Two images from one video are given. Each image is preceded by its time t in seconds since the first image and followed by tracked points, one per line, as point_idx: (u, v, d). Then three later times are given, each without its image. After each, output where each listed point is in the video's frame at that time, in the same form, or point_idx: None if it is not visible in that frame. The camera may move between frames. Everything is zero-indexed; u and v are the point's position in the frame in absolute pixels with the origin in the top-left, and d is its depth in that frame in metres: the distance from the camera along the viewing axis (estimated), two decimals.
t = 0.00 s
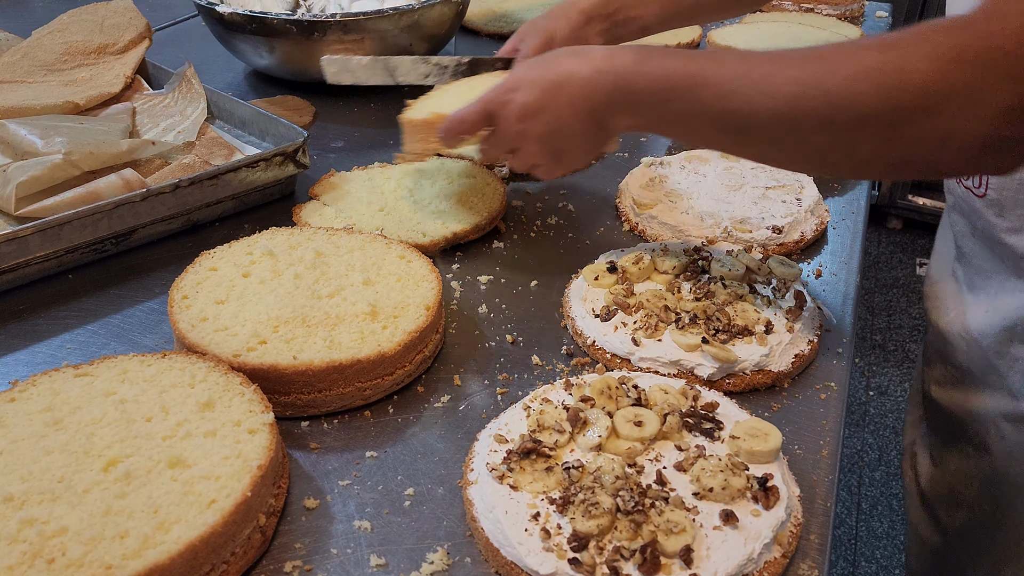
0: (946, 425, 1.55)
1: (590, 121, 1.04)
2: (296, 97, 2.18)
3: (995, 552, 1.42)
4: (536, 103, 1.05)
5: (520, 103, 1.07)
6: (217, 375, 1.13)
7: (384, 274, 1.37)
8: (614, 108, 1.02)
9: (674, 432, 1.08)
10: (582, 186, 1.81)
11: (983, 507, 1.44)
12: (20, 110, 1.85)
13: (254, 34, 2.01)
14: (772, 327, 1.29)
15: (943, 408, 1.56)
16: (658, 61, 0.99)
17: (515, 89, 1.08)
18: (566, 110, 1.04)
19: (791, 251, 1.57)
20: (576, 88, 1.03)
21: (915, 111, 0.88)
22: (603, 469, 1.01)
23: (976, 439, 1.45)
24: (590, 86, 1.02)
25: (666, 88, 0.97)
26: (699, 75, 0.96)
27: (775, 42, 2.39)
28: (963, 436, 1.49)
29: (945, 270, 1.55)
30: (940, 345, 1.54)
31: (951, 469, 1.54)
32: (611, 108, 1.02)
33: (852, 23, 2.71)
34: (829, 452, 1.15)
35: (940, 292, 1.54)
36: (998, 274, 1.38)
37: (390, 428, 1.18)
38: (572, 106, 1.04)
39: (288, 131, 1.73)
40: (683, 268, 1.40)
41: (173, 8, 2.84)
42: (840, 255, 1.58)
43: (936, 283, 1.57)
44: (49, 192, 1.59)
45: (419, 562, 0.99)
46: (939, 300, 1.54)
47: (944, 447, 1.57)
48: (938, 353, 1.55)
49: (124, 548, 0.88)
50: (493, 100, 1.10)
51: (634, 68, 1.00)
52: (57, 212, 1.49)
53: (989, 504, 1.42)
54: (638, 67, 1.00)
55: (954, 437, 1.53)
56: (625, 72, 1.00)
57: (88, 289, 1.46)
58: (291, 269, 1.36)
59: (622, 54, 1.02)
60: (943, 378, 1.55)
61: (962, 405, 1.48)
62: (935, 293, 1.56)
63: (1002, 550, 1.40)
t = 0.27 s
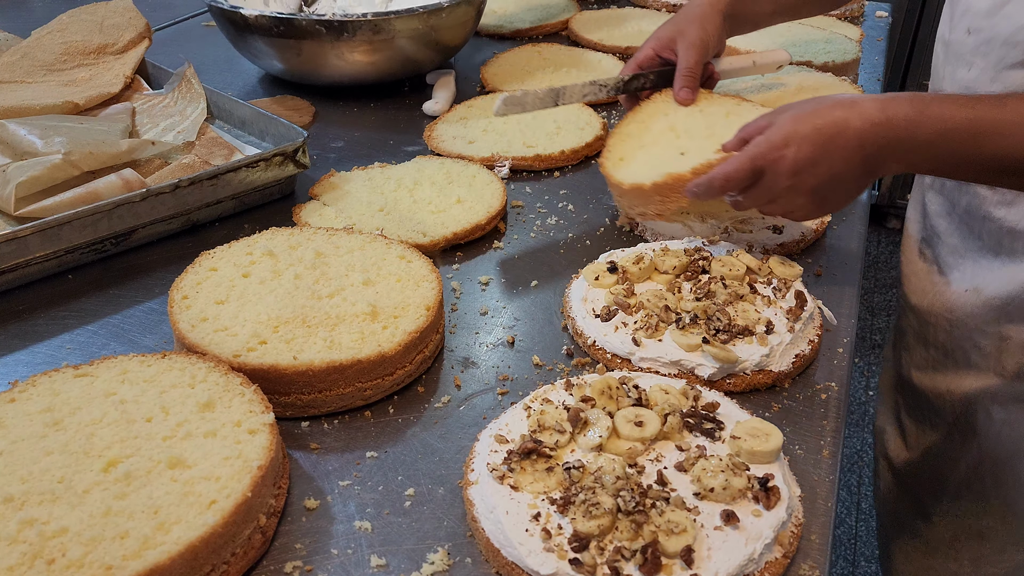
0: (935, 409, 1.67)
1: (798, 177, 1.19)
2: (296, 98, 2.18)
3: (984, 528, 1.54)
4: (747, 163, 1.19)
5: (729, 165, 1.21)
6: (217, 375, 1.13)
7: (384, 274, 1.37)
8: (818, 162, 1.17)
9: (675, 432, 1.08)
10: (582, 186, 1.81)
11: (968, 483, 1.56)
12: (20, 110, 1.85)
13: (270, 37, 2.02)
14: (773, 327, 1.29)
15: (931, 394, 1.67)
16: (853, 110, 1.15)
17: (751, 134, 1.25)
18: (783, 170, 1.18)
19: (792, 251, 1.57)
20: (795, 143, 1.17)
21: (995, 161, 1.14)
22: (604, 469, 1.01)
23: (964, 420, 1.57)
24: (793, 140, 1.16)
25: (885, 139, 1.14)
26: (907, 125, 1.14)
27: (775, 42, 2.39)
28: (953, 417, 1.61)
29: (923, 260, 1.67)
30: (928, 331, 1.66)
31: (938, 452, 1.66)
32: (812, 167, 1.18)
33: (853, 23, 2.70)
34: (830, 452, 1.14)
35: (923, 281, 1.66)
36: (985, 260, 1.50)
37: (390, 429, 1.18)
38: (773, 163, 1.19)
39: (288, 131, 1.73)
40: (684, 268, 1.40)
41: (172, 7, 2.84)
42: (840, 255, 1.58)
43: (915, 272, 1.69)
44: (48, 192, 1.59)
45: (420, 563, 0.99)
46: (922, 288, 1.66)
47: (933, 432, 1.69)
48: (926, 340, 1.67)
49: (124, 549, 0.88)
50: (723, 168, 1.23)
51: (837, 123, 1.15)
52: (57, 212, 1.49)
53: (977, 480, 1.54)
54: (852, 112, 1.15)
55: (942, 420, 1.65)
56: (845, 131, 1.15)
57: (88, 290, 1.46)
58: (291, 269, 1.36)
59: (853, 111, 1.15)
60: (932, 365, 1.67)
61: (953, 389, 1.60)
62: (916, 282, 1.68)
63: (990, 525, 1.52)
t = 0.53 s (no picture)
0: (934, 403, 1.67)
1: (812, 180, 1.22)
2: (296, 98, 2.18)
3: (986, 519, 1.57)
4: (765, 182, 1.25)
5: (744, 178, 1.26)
6: (217, 376, 1.13)
7: (385, 274, 1.37)
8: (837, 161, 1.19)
9: (675, 432, 1.08)
10: (582, 186, 1.81)
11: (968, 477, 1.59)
12: (20, 111, 1.85)
13: (290, 45, 2.01)
14: (773, 327, 1.29)
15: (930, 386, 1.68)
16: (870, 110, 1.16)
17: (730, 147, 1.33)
18: (823, 151, 1.18)
19: (792, 251, 1.57)
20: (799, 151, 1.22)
21: (1012, 155, 1.13)
22: (605, 469, 1.01)
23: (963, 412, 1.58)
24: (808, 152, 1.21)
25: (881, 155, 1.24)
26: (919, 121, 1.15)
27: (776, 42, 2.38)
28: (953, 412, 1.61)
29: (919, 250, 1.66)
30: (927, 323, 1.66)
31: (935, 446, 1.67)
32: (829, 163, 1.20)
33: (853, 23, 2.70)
34: (830, 452, 1.14)
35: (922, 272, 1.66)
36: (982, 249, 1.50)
37: (390, 429, 1.18)
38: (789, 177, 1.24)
39: (288, 132, 1.73)
40: (684, 268, 1.40)
41: (172, 7, 2.84)
42: (840, 255, 1.58)
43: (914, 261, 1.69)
44: (49, 192, 1.59)
45: (421, 563, 0.99)
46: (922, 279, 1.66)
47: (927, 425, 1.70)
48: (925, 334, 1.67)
49: (125, 550, 0.88)
50: (742, 171, 1.27)
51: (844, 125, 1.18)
52: (57, 212, 1.49)
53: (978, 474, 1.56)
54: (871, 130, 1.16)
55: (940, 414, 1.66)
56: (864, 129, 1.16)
57: (88, 290, 1.46)
58: (291, 269, 1.36)
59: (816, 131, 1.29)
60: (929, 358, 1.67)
61: (952, 382, 1.61)
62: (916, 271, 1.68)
63: (991, 516, 1.56)
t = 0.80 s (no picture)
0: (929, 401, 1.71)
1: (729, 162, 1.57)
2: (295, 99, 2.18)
3: (977, 520, 1.60)
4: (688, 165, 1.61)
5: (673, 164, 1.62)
6: (216, 377, 1.12)
7: (384, 275, 1.37)
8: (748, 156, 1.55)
9: (674, 434, 1.08)
10: (581, 187, 1.81)
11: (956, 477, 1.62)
12: (19, 111, 1.85)
13: (304, 46, 2.00)
14: (772, 328, 1.29)
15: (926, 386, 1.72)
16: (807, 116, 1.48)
17: (706, 137, 1.65)
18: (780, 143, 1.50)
19: (791, 252, 1.57)
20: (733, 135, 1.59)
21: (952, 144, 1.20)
22: (603, 470, 1.01)
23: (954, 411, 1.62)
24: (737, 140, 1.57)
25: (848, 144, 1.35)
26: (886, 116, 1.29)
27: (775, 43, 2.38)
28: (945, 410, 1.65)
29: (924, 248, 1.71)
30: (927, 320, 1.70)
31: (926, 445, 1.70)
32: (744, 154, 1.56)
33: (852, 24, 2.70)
34: (829, 453, 1.14)
35: (925, 269, 1.71)
36: (981, 247, 1.54)
37: (389, 430, 1.18)
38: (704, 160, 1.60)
39: (287, 132, 1.73)
40: (683, 269, 1.40)
41: (172, 8, 2.84)
42: (839, 255, 1.58)
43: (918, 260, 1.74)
44: (48, 193, 1.59)
45: (420, 564, 0.99)
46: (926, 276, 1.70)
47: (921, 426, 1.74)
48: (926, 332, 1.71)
49: (123, 551, 0.88)
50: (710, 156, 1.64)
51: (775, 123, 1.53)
52: (56, 213, 1.49)
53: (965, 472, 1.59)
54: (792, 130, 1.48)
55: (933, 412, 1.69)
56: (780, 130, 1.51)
57: (87, 291, 1.45)
58: (290, 270, 1.35)
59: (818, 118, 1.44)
60: (930, 356, 1.71)
61: (950, 376, 1.63)
62: (920, 269, 1.73)
63: (984, 513, 1.58)
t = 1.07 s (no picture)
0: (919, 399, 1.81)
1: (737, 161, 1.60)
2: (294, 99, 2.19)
3: (956, 514, 1.70)
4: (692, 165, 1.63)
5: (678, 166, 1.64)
6: (214, 378, 1.12)
7: (382, 276, 1.37)
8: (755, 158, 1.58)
9: (672, 434, 1.09)
10: (580, 188, 1.81)
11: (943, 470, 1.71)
12: (17, 112, 1.85)
13: (308, 47, 2.01)
14: (770, 329, 1.29)
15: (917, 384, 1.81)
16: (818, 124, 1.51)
17: (722, 137, 1.66)
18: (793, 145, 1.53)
19: (789, 253, 1.57)
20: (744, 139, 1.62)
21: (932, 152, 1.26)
22: (601, 471, 1.02)
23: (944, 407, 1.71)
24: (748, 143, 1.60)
25: (860, 151, 1.39)
26: (896, 124, 1.33)
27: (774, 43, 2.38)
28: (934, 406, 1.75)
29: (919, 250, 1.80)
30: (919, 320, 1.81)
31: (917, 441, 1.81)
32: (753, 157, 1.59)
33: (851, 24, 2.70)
34: (827, 453, 1.15)
35: (919, 268, 1.80)
36: (971, 248, 1.63)
37: (387, 431, 1.18)
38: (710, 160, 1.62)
39: (286, 133, 1.74)
40: (681, 269, 1.40)
41: (171, 8, 2.84)
42: (837, 256, 1.58)
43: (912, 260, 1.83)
44: (46, 194, 1.59)
45: (418, 565, 0.99)
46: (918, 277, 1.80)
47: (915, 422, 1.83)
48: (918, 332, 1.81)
49: (121, 552, 0.88)
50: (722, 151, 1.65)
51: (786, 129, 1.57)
52: (54, 214, 1.48)
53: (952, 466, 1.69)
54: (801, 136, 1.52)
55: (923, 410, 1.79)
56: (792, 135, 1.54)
57: (85, 292, 1.45)
58: (288, 271, 1.35)
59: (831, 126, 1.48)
60: (922, 356, 1.79)
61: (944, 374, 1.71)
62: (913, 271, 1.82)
63: (967, 508, 1.66)
